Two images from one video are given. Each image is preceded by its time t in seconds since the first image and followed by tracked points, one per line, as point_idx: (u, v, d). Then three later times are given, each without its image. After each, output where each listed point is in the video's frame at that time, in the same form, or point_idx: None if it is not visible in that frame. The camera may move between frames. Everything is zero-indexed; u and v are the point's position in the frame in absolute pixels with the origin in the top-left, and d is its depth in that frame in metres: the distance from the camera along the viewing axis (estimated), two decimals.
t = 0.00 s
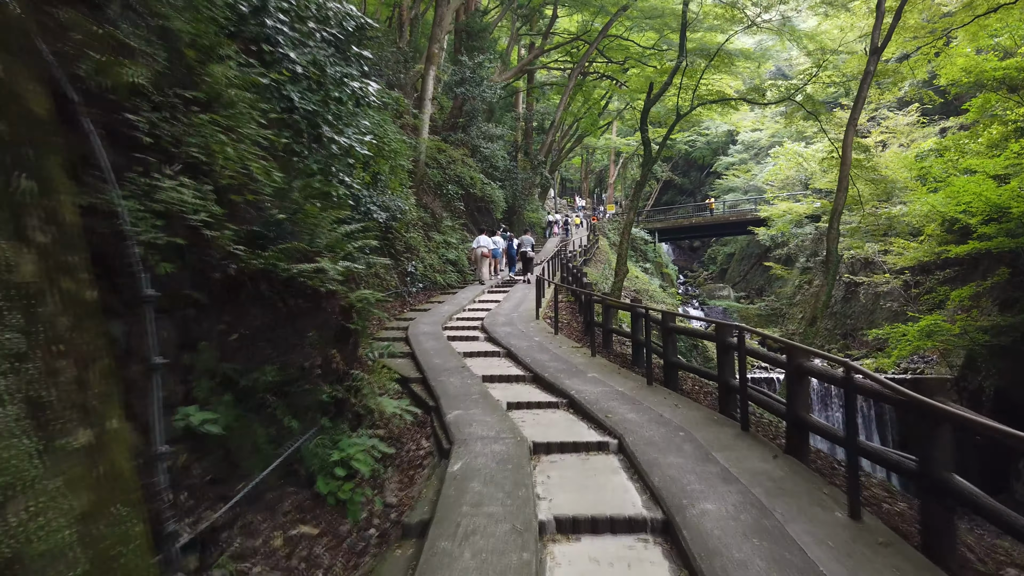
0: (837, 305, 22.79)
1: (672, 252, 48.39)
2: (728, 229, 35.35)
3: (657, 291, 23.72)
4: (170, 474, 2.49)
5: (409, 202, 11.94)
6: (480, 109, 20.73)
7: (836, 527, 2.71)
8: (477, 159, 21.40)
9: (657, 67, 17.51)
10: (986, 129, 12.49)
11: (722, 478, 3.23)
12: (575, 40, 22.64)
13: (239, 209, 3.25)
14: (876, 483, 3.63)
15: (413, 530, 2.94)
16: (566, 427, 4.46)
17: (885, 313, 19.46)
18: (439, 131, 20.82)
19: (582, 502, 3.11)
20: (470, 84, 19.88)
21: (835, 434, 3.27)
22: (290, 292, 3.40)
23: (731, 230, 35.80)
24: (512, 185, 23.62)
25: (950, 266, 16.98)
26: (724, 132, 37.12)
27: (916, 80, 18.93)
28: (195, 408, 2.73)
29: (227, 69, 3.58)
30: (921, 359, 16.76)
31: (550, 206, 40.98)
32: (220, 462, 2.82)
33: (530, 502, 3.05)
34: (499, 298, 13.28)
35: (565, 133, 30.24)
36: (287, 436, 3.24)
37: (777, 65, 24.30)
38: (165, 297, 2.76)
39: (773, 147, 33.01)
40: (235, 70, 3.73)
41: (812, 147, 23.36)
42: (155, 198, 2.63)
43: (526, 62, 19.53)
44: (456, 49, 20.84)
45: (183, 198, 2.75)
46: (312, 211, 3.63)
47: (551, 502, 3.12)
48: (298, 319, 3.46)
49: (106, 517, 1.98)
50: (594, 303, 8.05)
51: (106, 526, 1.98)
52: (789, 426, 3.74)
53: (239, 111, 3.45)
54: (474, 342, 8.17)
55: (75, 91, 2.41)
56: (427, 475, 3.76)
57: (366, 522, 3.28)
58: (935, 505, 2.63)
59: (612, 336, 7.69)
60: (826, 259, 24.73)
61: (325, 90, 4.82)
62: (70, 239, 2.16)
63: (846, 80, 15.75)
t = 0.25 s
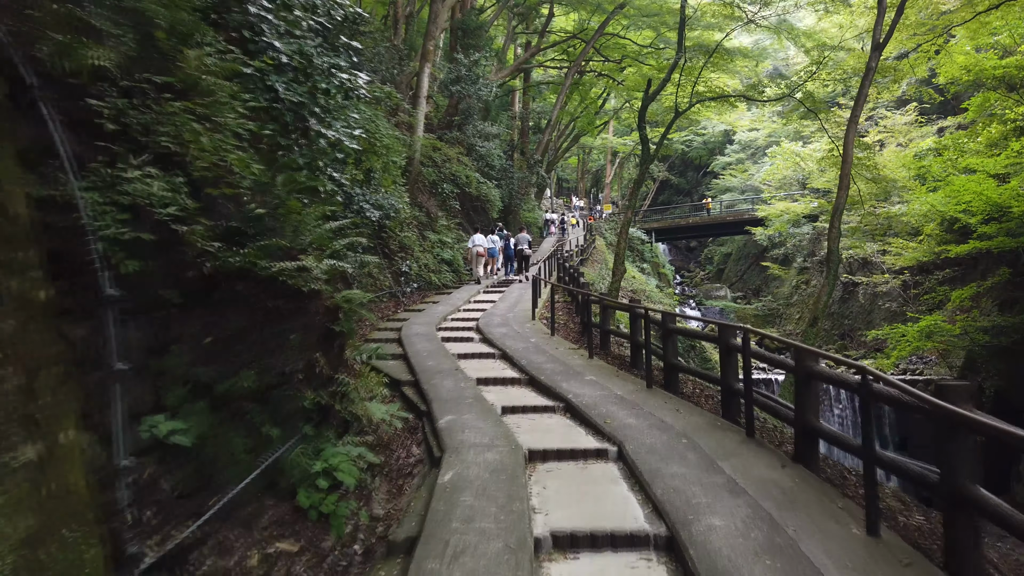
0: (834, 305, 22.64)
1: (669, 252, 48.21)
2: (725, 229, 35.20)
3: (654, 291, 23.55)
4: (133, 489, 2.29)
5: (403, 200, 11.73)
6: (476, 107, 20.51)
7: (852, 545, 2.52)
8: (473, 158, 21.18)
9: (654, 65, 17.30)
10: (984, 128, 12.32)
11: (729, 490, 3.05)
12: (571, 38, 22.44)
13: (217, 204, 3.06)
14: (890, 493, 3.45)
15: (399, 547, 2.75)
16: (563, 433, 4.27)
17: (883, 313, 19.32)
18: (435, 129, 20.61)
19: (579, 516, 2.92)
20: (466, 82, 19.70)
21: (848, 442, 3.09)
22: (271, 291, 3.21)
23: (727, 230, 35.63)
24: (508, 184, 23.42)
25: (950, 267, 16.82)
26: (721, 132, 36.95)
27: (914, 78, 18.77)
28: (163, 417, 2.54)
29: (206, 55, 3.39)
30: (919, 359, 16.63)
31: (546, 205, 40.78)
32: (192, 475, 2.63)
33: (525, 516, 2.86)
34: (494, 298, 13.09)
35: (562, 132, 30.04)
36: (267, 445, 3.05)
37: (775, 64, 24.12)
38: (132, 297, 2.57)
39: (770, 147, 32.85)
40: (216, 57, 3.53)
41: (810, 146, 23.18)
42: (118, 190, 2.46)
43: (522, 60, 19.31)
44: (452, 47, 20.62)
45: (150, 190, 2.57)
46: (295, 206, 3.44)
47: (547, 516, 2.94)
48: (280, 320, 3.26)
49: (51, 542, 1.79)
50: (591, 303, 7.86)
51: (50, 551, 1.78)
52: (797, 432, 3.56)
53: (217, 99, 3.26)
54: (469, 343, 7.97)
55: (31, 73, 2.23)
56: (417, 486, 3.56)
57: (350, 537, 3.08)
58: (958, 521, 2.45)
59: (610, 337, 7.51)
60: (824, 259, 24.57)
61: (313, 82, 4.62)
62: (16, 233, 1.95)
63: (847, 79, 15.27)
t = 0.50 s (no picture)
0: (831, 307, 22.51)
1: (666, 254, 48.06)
2: (722, 231, 35.06)
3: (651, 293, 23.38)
4: (90, 524, 2.09)
5: (397, 202, 11.53)
6: (472, 108, 20.31)
7: None
8: (469, 159, 20.98)
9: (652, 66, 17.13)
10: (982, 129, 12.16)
11: (740, 513, 2.87)
12: (568, 39, 22.26)
13: (193, 208, 2.86)
14: (907, 514, 3.27)
15: None
16: (562, 447, 4.07)
17: (882, 316, 19.19)
18: (430, 130, 20.41)
19: (579, 544, 2.74)
20: (462, 82, 19.51)
21: (868, 462, 2.93)
22: (251, 301, 3.01)
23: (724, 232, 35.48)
24: (505, 185, 23.21)
25: (949, 269, 16.67)
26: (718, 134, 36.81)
27: (913, 79, 18.61)
28: (129, 439, 2.34)
29: (184, 50, 3.19)
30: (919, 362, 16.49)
31: (543, 207, 40.59)
32: (162, 503, 2.42)
33: (522, 544, 2.67)
34: (490, 301, 12.90)
35: (558, 133, 29.86)
36: (245, 466, 2.84)
37: (773, 65, 23.94)
38: (95, 309, 2.37)
39: (767, 148, 32.72)
40: (195, 51, 3.33)
41: (809, 148, 23.02)
42: (77, 192, 2.26)
43: (519, 60, 19.11)
44: (448, 47, 20.42)
45: (114, 193, 2.37)
46: (277, 209, 3.25)
47: (545, 544, 2.75)
48: (261, 331, 3.06)
49: None
50: (590, 308, 7.66)
51: None
52: (811, 448, 3.38)
53: (195, 96, 3.07)
54: (464, 349, 7.77)
55: None
56: (408, 506, 3.36)
57: (335, 566, 2.88)
58: (990, 554, 2.28)
59: (609, 343, 7.32)
60: (822, 260, 24.44)
61: (300, 79, 4.42)
62: None
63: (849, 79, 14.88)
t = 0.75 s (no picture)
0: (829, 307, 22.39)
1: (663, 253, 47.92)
2: (720, 231, 34.91)
3: (649, 293, 23.23)
4: (50, 544, 1.91)
5: (392, 200, 11.35)
6: (469, 106, 20.11)
7: None
8: (466, 158, 20.79)
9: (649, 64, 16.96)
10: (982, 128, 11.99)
11: (753, 528, 2.70)
12: (565, 37, 22.08)
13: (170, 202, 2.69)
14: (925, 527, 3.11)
15: None
16: (561, 454, 3.90)
17: (881, 316, 19.06)
18: (427, 129, 20.21)
19: (582, 561, 2.57)
20: (458, 80, 19.31)
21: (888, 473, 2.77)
22: (231, 301, 2.83)
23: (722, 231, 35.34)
24: (501, 184, 23.01)
25: (950, 269, 16.54)
26: (715, 133, 36.66)
27: (912, 77, 18.47)
28: (96, 450, 2.15)
29: (163, 35, 3.01)
30: (918, 363, 16.36)
31: (540, 206, 40.43)
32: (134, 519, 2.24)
33: (521, 562, 2.49)
34: (487, 301, 12.73)
35: (555, 132, 29.68)
36: (225, 478, 2.66)
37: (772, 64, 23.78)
38: (59, 309, 2.19)
39: (764, 148, 32.58)
40: (175, 36, 3.16)
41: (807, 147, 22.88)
42: (36, 181, 2.08)
43: (516, 58, 18.93)
44: (444, 45, 20.23)
45: (79, 184, 2.19)
46: (261, 203, 3.08)
47: (546, 561, 2.57)
48: (242, 333, 2.88)
49: None
50: (589, 308, 7.49)
51: None
52: (824, 456, 3.23)
53: (170, 85, 2.90)
54: (460, 350, 7.60)
55: None
56: (401, 518, 3.18)
57: None
58: None
59: (609, 344, 7.15)
60: (820, 260, 24.31)
61: (288, 69, 4.25)
62: None
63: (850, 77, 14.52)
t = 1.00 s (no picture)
0: (827, 308, 22.26)
1: (659, 253, 47.78)
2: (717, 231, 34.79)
3: (646, 294, 23.08)
4: None
5: (386, 199, 11.15)
6: (465, 105, 19.91)
7: None
8: (462, 157, 20.59)
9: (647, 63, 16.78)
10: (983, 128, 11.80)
11: (770, 550, 2.52)
12: (562, 35, 21.90)
13: (144, 199, 2.49)
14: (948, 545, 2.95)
15: None
16: (562, 465, 3.72)
17: (880, 317, 18.94)
18: (423, 127, 20.00)
19: None
20: (455, 78, 19.09)
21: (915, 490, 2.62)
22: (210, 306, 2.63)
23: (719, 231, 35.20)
24: (498, 184, 22.80)
25: (949, 269, 16.41)
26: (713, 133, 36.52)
27: (912, 76, 18.30)
28: (57, 470, 1.96)
29: (139, 20, 2.82)
30: (918, 364, 16.24)
31: (537, 206, 40.26)
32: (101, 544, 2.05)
33: None
34: (484, 301, 12.55)
35: (552, 132, 29.50)
36: (202, 497, 2.47)
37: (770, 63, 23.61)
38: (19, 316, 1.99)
39: (761, 148, 32.45)
40: (153, 24, 2.97)
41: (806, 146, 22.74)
42: None
43: (513, 57, 18.74)
44: (440, 43, 20.03)
45: (40, 178, 1.99)
46: (243, 201, 2.89)
47: None
48: (222, 341, 2.70)
49: None
50: (588, 310, 7.31)
51: None
52: (843, 470, 3.07)
53: (146, 74, 2.71)
54: (455, 353, 7.42)
55: None
56: (392, 536, 2.99)
57: None
58: None
59: (608, 347, 6.97)
60: (818, 260, 24.18)
61: (276, 62, 4.07)
62: None
63: (852, 75, 14.18)
